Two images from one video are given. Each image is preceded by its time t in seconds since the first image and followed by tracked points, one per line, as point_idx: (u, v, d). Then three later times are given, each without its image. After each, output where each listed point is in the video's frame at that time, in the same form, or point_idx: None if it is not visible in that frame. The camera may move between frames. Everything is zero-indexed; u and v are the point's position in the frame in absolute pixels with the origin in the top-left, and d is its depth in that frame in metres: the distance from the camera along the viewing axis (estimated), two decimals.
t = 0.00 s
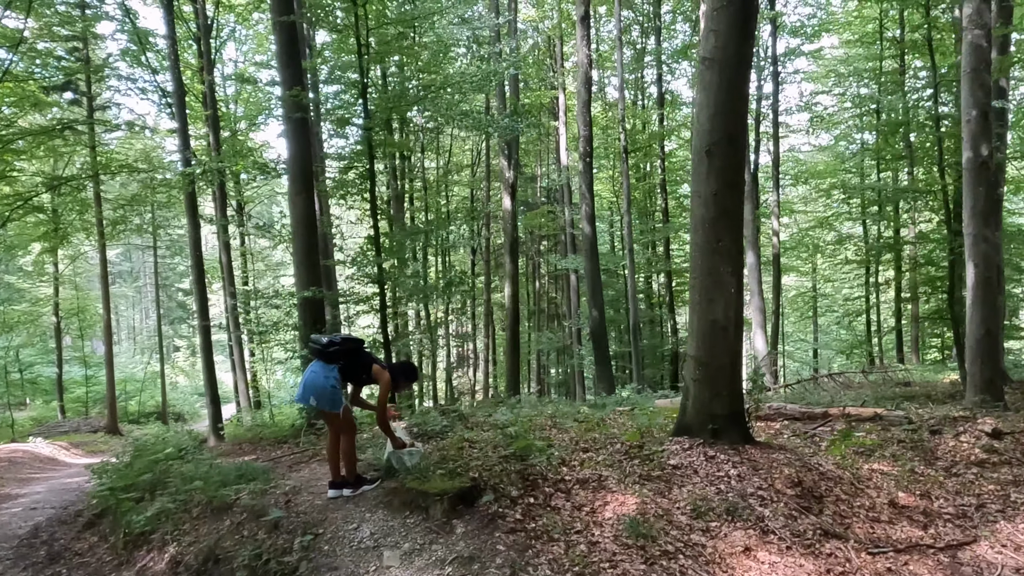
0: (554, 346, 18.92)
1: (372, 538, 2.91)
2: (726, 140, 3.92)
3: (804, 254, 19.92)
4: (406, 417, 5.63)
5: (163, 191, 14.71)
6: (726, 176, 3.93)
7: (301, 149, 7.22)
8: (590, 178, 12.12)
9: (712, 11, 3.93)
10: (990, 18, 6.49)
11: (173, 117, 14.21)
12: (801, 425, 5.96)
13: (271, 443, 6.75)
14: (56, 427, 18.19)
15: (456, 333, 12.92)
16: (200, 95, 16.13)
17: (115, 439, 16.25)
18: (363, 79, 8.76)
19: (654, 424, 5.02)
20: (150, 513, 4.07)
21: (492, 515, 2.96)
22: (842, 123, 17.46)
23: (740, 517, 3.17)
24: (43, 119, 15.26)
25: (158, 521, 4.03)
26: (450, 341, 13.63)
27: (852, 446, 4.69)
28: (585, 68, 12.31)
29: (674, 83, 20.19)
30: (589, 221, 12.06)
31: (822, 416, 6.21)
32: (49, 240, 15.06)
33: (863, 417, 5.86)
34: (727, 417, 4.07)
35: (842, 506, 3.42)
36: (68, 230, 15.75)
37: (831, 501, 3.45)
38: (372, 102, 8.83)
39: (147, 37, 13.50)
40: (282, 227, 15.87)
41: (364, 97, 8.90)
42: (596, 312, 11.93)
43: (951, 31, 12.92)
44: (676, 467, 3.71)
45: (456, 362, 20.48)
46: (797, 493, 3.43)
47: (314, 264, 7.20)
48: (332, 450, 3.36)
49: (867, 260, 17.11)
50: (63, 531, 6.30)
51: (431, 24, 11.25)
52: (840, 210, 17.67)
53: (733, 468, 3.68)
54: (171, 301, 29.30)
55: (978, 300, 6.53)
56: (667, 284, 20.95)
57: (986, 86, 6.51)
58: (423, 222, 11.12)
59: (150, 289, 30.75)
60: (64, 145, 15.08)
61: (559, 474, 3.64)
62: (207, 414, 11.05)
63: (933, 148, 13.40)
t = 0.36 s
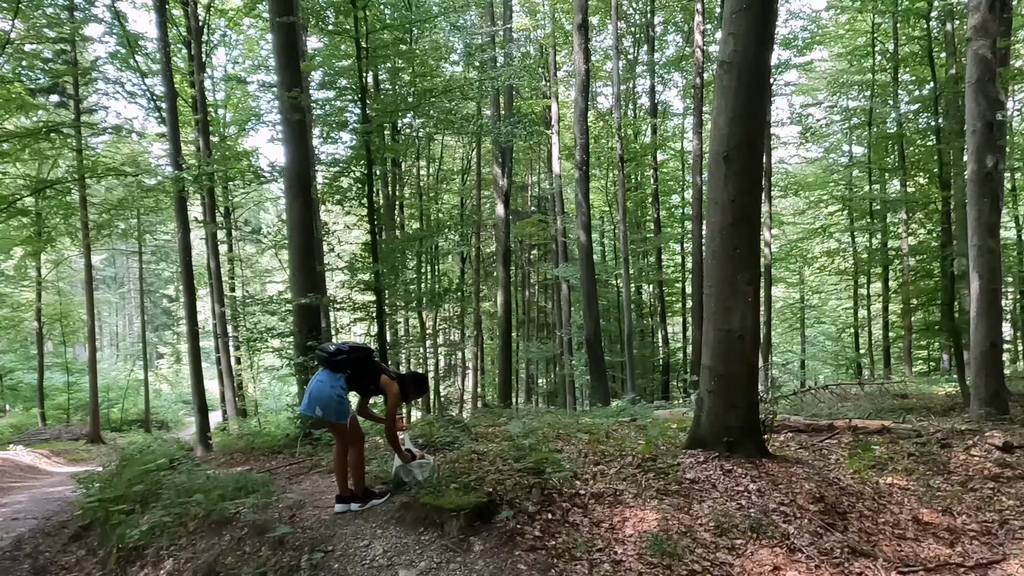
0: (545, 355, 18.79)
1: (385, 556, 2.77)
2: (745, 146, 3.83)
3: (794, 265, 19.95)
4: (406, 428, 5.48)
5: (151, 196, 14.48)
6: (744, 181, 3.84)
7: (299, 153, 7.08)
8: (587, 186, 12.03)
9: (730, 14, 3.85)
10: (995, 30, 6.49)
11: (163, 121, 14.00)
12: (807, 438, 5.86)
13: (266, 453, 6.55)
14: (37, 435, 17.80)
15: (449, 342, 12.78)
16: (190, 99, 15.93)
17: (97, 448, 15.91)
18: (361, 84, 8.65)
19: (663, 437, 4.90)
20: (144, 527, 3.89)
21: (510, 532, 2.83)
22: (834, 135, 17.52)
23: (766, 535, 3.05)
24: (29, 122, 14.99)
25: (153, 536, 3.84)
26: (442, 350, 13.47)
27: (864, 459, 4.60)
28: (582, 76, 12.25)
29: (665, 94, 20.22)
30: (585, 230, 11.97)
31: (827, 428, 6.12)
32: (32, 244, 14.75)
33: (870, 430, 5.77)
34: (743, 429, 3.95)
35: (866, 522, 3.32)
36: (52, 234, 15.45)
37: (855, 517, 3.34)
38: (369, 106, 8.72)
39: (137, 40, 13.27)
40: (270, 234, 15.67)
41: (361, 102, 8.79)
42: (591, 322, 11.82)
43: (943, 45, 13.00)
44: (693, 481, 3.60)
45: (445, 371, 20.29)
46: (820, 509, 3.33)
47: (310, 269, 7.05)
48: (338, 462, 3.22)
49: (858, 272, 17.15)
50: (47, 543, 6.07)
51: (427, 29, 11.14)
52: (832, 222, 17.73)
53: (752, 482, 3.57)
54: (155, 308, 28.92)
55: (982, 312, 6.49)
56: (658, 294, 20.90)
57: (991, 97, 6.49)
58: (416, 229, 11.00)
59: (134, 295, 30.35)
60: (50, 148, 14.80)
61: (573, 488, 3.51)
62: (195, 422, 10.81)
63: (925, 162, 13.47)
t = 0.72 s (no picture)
0: (537, 360, 18.62)
1: (392, 564, 2.59)
2: (766, 141, 3.69)
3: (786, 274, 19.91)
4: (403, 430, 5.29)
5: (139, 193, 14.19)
6: (764, 177, 3.70)
7: (294, 148, 6.89)
8: (584, 189, 11.89)
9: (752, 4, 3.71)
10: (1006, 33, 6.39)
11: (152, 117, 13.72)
12: (813, 445, 5.73)
13: (256, 456, 6.34)
14: (17, 435, 17.41)
15: (441, 345, 12.59)
16: (181, 97, 15.69)
17: (79, 449, 15.55)
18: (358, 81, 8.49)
19: (671, 443, 4.75)
20: (130, 531, 3.68)
21: (525, 541, 2.66)
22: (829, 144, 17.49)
23: (792, 546, 2.90)
24: (14, 117, 14.65)
25: (139, 541, 3.63)
26: (433, 353, 13.27)
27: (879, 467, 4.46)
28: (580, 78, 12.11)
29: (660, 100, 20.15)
30: (582, 234, 11.82)
31: (833, 435, 5.99)
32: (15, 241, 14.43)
33: (879, 438, 5.64)
34: (759, 435, 3.81)
35: (893, 534, 3.17)
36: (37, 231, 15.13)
37: (881, 528, 3.20)
38: (367, 102, 8.56)
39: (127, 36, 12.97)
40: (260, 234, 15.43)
41: (357, 99, 8.61)
42: (586, 326, 11.68)
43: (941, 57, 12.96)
44: (711, 487, 3.44)
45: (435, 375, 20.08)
46: (844, 519, 3.18)
47: (303, 266, 6.85)
48: (339, 464, 3.03)
49: (851, 281, 17.12)
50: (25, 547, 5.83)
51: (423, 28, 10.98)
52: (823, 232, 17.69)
53: (771, 490, 3.42)
54: (140, 308, 28.52)
55: (988, 320, 6.40)
56: (650, 301, 20.79)
57: (1001, 102, 6.41)
58: (410, 230, 10.81)
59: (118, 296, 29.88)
60: (36, 143, 14.50)
61: (586, 494, 3.35)
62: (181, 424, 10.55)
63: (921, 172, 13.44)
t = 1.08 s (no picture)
0: (528, 363, 18.46)
1: None
2: (788, 136, 3.56)
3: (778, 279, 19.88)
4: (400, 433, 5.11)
5: (126, 189, 13.90)
6: (786, 174, 3.57)
7: (289, 142, 6.68)
8: (580, 190, 11.74)
9: None
10: (1015, 37, 6.32)
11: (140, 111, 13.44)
12: (821, 453, 5.59)
13: (247, 458, 6.13)
14: None
15: (433, 347, 12.40)
16: (170, 93, 15.43)
17: (60, 449, 15.23)
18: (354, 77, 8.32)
19: (679, 451, 4.60)
20: (116, 539, 3.47)
21: (543, 553, 2.50)
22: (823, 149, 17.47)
23: (820, 559, 2.76)
24: None
25: (127, 548, 3.43)
26: (425, 355, 13.08)
27: (894, 475, 4.34)
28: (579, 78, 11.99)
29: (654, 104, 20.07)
30: (578, 235, 11.67)
31: (839, 442, 5.86)
32: None
33: (887, 446, 5.51)
34: (776, 441, 3.67)
35: (923, 547, 3.04)
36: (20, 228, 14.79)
37: (909, 540, 3.07)
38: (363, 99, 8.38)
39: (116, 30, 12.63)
40: (249, 233, 15.17)
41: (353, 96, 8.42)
42: (581, 329, 11.54)
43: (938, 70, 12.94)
44: (731, 496, 3.30)
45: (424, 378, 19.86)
46: (871, 531, 3.05)
47: (297, 264, 6.65)
48: (344, 469, 2.86)
49: (844, 287, 17.07)
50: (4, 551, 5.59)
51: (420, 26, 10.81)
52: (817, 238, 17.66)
53: (792, 499, 3.28)
54: (125, 307, 28.11)
55: (994, 325, 6.33)
56: (642, 305, 20.68)
57: (1009, 106, 6.33)
58: (404, 230, 10.62)
59: (102, 294, 29.43)
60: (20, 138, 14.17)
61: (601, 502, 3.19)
62: (167, 424, 10.29)
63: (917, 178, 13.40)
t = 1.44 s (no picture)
0: (514, 364, 18.28)
1: None
2: (800, 128, 3.43)
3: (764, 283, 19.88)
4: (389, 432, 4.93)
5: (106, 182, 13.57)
6: (796, 167, 3.44)
7: (277, 132, 6.46)
8: (571, 190, 11.60)
9: None
10: (1015, 38, 6.26)
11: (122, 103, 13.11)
12: (819, 457, 5.47)
13: (229, 457, 5.92)
14: None
15: (420, 346, 12.20)
16: (154, 86, 15.12)
17: (36, 448, 14.85)
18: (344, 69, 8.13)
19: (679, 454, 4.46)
20: (89, 542, 3.25)
21: (550, 562, 2.34)
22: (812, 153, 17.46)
23: (839, 569, 2.62)
24: None
25: (100, 553, 3.21)
26: (411, 355, 12.87)
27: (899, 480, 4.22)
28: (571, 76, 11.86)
29: (643, 106, 20.00)
30: (568, 235, 11.53)
31: (837, 446, 5.74)
32: None
33: (886, 451, 5.41)
34: (784, 445, 3.53)
35: (940, 556, 2.91)
36: None
37: (926, 549, 2.94)
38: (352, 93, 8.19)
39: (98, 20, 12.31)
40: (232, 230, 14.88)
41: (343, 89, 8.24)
42: (570, 329, 11.38)
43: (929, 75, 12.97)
44: (740, 501, 3.16)
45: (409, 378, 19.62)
46: (887, 539, 2.91)
47: (283, 258, 6.44)
48: (336, 469, 2.68)
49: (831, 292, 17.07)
50: None
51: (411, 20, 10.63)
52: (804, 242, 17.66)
53: (803, 505, 3.15)
54: (104, 304, 27.62)
55: (992, 329, 6.26)
56: (629, 307, 20.60)
57: (1009, 107, 6.27)
58: (391, 227, 10.42)
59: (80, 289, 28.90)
60: None
61: (605, 507, 3.04)
62: (146, 423, 10.01)
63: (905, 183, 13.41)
